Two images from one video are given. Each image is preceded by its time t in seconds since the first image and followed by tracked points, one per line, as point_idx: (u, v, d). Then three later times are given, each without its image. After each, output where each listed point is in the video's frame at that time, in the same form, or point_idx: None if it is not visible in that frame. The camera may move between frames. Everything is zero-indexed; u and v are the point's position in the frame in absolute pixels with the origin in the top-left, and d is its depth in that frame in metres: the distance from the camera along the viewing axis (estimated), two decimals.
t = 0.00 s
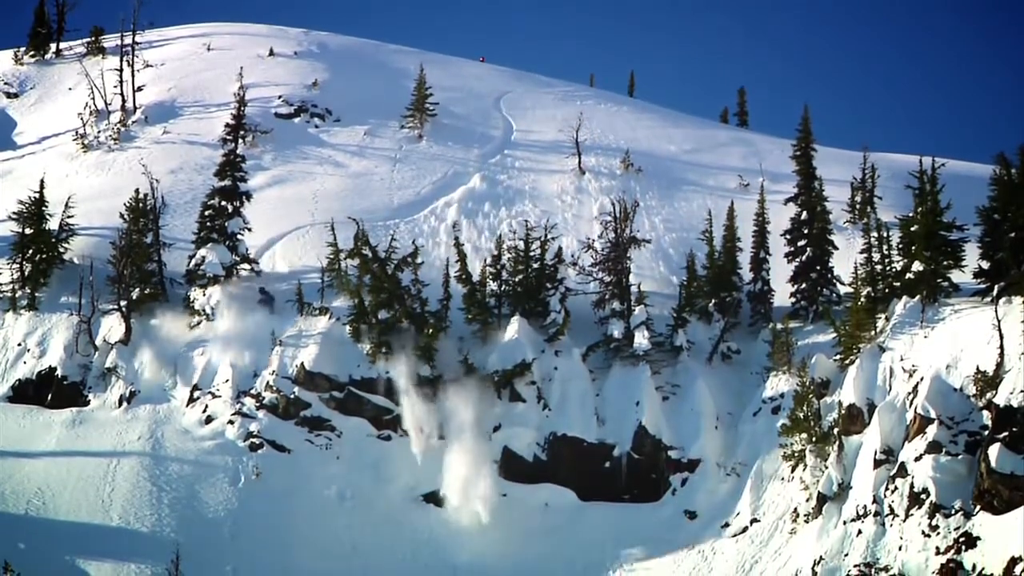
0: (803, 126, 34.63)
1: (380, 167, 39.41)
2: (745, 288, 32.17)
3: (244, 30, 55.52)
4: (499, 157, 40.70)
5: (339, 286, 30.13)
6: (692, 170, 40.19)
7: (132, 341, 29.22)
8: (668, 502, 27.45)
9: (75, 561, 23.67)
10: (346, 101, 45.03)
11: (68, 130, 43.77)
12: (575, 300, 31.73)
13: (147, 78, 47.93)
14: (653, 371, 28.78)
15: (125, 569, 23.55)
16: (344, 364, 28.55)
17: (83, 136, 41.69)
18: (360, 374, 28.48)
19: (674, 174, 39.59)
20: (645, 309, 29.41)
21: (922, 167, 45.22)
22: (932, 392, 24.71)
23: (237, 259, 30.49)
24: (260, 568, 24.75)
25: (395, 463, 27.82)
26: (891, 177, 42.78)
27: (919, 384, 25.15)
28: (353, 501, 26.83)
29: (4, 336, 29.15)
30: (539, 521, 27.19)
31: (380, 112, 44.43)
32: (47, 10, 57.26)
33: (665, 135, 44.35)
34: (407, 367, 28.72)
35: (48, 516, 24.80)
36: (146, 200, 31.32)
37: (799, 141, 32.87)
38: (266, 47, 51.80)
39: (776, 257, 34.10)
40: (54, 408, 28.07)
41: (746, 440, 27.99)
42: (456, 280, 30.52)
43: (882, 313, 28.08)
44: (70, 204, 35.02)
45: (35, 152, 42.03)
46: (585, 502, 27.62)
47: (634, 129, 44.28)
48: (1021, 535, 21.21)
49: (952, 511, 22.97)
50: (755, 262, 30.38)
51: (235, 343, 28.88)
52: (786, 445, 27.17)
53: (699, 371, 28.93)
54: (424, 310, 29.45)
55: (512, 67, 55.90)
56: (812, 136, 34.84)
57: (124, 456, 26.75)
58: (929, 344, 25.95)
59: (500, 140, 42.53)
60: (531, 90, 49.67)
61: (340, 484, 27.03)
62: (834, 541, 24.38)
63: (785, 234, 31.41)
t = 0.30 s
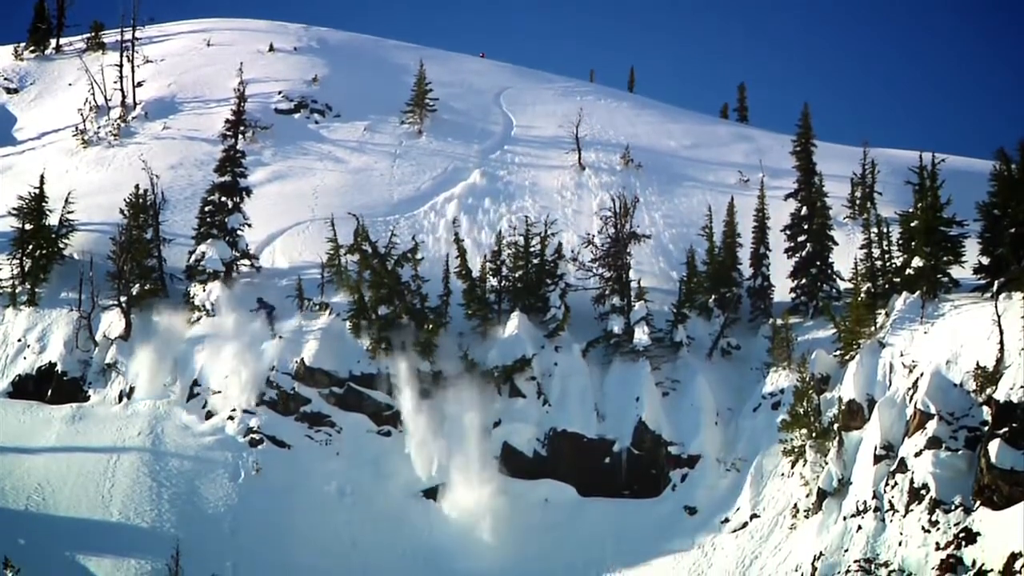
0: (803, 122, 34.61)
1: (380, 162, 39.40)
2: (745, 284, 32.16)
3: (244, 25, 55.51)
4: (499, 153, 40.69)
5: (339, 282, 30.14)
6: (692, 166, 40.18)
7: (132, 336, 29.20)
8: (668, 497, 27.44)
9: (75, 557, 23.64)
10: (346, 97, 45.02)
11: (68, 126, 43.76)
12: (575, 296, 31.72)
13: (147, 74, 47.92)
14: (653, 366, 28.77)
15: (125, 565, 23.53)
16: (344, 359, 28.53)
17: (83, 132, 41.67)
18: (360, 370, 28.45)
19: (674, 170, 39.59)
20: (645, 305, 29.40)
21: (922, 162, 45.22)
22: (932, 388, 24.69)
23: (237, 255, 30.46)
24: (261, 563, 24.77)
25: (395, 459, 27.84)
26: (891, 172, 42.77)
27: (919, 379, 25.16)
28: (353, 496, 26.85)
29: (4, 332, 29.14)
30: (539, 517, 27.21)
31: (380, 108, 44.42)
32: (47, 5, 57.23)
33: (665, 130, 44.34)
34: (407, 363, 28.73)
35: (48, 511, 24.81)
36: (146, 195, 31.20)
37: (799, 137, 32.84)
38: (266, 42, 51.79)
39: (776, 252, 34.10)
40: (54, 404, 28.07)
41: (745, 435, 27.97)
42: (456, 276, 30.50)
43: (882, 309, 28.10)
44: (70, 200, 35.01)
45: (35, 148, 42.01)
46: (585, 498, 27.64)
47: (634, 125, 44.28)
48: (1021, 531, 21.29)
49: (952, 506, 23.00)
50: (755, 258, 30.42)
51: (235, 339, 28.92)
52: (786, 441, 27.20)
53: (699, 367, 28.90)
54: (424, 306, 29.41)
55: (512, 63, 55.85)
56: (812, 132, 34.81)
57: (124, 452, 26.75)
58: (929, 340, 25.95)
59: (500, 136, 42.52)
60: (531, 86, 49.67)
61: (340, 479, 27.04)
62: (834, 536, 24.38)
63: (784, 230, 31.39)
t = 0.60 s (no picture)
0: (803, 112, 34.55)
1: (380, 153, 39.40)
2: (745, 274, 32.15)
3: (244, 16, 55.49)
4: (499, 143, 40.69)
5: (338, 272, 30.00)
6: (692, 157, 40.18)
7: (132, 327, 29.08)
8: (668, 487, 27.45)
9: (74, 547, 23.79)
10: (345, 88, 45.02)
11: (68, 116, 43.75)
12: (575, 287, 31.71)
13: (147, 64, 47.94)
14: (653, 357, 28.75)
15: (125, 555, 23.70)
16: (344, 350, 28.49)
17: (83, 122, 41.65)
18: (360, 360, 28.40)
19: (674, 160, 39.59)
20: (645, 295, 29.37)
21: (922, 152, 45.22)
22: (932, 378, 24.73)
23: (237, 246, 30.37)
24: (262, 556, 24.87)
25: (395, 450, 27.88)
26: (891, 162, 42.79)
27: (919, 370, 25.16)
28: (353, 487, 26.88)
29: (4, 322, 29.12)
30: (539, 507, 27.25)
31: (380, 99, 44.42)
32: None
33: (665, 121, 44.35)
34: (407, 353, 28.81)
35: (48, 502, 24.91)
36: (146, 185, 31.27)
37: (799, 127, 32.79)
38: (266, 33, 51.77)
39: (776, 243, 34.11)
40: (54, 394, 28.05)
41: (745, 425, 27.96)
42: (456, 266, 30.46)
43: (882, 299, 28.07)
44: (70, 190, 35.02)
45: (35, 138, 42.01)
46: (585, 488, 27.66)
47: (634, 116, 44.27)
48: (1021, 522, 21.27)
49: (952, 497, 23.01)
50: (755, 248, 30.30)
51: (235, 330, 28.98)
52: (786, 431, 27.18)
53: (699, 358, 28.92)
54: (424, 296, 29.33)
55: (512, 53, 55.83)
56: (812, 123, 34.75)
57: (124, 443, 26.77)
58: (928, 330, 25.98)
59: (500, 127, 42.51)
60: (531, 77, 49.65)
61: (340, 470, 27.06)
62: (833, 527, 24.39)
63: (785, 220, 31.35)
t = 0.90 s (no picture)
0: (803, 98, 34.55)
1: (380, 138, 39.40)
2: (745, 260, 32.18)
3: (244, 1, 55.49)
4: (499, 129, 40.71)
5: (339, 258, 30.05)
6: (692, 142, 40.21)
7: (132, 312, 29.09)
8: (668, 473, 27.48)
9: (74, 532, 23.92)
10: (345, 73, 45.03)
11: (68, 102, 43.80)
12: (575, 272, 31.72)
13: (147, 50, 48.01)
14: (653, 343, 28.71)
15: (125, 541, 23.80)
16: (344, 336, 28.47)
17: (83, 107, 41.69)
18: (360, 346, 28.40)
19: (673, 146, 39.62)
20: (644, 281, 29.26)
21: (922, 138, 45.28)
22: (932, 363, 24.68)
23: (237, 232, 30.27)
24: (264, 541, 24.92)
25: (396, 434, 27.90)
26: (891, 147, 42.83)
27: (919, 355, 25.18)
28: (354, 472, 26.90)
29: (4, 308, 29.13)
30: (540, 492, 27.31)
31: (380, 84, 44.42)
32: None
33: (665, 106, 44.37)
34: (406, 339, 28.76)
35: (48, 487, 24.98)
36: (146, 170, 31.11)
37: (800, 113, 32.79)
38: (266, 19, 51.76)
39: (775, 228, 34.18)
40: (54, 379, 28.07)
41: (745, 411, 27.95)
42: (456, 252, 30.45)
43: (882, 285, 28.04)
44: (70, 176, 35.04)
45: (35, 123, 42.06)
46: (585, 474, 27.69)
47: (634, 102, 44.29)
48: (1020, 507, 21.39)
49: (953, 482, 23.01)
50: (755, 233, 30.40)
51: (235, 316, 28.84)
52: (786, 417, 27.22)
53: (699, 343, 28.89)
54: (424, 282, 29.35)
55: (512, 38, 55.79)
56: (812, 108, 34.74)
57: (125, 427, 26.79)
58: (928, 315, 26.00)
59: (499, 112, 42.53)
60: (531, 62, 49.65)
61: (340, 454, 27.07)
62: (834, 512, 24.43)
63: (784, 206, 31.31)
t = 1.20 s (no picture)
0: (804, 82, 34.51)
1: (380, 122, 39.39)
2: (745, 243, 32.23)
3: None
4: (499, 112, 40.71)
5: (339, 241, 30.12)
6: (693, 125, 40.21)
7: (133, 296, 29.19)
8: (668, 456, 27.53)
9: (75, 515, 23.85)
10: (345, 56, 45.05)
11: (68, 85, 43.89)
12: (575, 256, 31.77)
13: (147, 33, 48.09)
14: (653, 326, 28.81)
15: (126, 523, 23.78)
16: (344, 319, 28.46)
17: (83, 91, 41.72)
18: (360, 329, 28.37)
19: (674, 129, 39.64)
20: (645, 264, 29.52)
21: (922, 121, 45.29)
22: (933, 347, 24.65)
23: (237, 215, 30.32)
24: (265, 522, 25.00)
25: (396, 417, 27.95)
26: (892, 130, 42.84)
27: (919, 338, 25.21)
28: (355, 455, 26.92)
29: (4, 291, 29.17)
30: (540, 476, 27.41)
31: (381, 67, 44.42)
32: None
33: (665, 90, 44.37)
34: (406, 323, 28.83)
35: (49, 470, 24.94)
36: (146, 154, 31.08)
37: (800, 96, 32.74)
38: (266, 2, 51.75)
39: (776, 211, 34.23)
40: (54, 362, 28.09)
41: (746, 394, 27.97)
42: (456, 235, 30.44)
43: (882, 269, 28.09)
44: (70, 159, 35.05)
45: (35, 107, 42.14)
46: (585, 458, 27.77)
47: (634, 85, 44.27)
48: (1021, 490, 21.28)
49: (953, 465, 23.01)
50: (755, 218, 30.21)
51: (235, 300, 28.96)
52: (786, 400, 27.27)
53: (699, 326, 28.88)
54: (425, 265, 29.26)
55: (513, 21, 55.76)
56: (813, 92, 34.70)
57: (125, 411, 26.88)
58: (929, 299, 25.95)
59: (500, 95, 42.54)
60: (531, 46, 49.63)
61: (341, 437, 27.08)
62: (834, 495, 24.48)
63: (785, 190, 31.26)
